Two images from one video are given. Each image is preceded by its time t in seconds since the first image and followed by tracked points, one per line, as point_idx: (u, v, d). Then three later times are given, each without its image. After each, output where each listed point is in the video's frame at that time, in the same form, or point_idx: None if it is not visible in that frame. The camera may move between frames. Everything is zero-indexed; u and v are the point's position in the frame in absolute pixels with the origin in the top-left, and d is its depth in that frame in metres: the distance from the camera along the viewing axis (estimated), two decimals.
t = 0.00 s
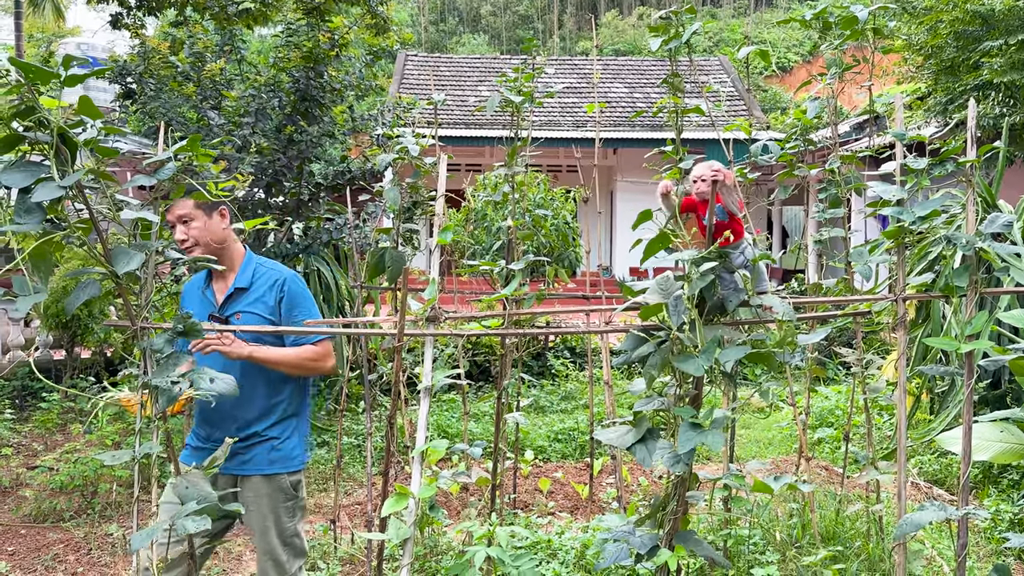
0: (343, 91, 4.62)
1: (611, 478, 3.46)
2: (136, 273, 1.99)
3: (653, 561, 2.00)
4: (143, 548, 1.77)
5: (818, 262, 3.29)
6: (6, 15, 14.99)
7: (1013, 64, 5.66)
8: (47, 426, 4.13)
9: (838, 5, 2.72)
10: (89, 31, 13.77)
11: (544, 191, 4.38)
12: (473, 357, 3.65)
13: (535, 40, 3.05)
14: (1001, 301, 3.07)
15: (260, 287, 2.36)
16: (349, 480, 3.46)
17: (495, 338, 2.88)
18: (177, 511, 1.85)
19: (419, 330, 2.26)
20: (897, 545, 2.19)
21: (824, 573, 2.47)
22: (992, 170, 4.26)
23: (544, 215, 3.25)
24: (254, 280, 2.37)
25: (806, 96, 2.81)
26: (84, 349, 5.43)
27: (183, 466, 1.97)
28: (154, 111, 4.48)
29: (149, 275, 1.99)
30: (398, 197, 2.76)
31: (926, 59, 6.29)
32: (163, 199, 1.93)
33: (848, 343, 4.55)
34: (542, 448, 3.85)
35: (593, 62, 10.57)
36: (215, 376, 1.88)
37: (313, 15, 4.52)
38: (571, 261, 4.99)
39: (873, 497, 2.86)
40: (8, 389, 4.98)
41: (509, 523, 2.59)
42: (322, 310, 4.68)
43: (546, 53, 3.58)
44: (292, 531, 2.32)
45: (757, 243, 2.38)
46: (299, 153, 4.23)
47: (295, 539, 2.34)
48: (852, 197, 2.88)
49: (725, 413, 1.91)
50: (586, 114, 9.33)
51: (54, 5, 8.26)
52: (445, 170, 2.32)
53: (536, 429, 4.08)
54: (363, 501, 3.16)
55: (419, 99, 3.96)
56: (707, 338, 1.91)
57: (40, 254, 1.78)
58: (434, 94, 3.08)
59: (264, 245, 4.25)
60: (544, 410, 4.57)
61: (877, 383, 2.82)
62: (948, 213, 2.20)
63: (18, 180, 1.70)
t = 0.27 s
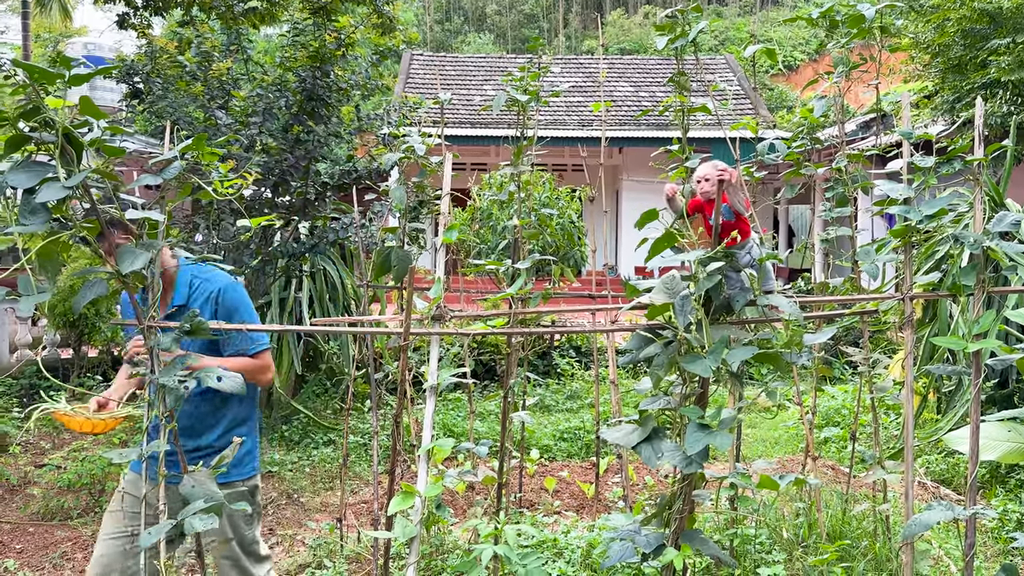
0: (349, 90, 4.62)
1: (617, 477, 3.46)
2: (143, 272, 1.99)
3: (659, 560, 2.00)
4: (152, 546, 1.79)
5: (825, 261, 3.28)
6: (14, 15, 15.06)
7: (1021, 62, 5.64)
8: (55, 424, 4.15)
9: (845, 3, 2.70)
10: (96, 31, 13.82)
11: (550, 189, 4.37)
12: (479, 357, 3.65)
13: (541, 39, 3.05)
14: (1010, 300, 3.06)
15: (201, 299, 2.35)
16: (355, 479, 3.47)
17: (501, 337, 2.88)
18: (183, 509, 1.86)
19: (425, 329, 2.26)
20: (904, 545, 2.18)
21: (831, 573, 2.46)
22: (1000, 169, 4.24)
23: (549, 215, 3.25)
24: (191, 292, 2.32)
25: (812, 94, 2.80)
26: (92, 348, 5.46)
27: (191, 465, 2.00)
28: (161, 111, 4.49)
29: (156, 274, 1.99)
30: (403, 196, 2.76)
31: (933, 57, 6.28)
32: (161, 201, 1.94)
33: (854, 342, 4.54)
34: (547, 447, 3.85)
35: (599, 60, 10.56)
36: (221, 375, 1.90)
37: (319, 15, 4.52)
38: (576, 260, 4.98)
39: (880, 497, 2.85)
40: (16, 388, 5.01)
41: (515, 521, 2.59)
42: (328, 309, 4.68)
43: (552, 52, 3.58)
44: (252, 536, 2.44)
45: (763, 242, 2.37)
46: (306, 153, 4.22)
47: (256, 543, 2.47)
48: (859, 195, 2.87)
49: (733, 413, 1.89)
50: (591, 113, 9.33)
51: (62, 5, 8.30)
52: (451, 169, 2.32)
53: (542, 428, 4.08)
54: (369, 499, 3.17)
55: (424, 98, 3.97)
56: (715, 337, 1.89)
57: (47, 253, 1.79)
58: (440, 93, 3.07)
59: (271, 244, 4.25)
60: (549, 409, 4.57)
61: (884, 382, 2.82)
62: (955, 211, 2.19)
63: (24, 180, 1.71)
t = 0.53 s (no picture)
0: (359, 90, 4.63)
1: (627, 476, 3.45)
2: (157, 271, 2.00)
3: (670, 559, 2.00)
4: (167, 543, 1.81)
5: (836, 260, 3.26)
6: (25, 16, 15.13)
7: None
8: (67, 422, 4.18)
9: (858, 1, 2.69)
10: (108, 31, 13.91)
11: (560, 188, 4.37)
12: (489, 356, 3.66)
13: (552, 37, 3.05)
14: None
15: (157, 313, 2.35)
16: (365, 477, 3.48)
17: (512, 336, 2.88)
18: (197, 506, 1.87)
19: (436, 328, 2.26)
20: (917, 545, 2.17)
21: (842, 572, 2.46)
22: (1015, 167, 4.22)
23: (560, 214, 3.25)
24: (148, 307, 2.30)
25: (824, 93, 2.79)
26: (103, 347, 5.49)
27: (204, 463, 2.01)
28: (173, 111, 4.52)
29: (170, 273, 2.00)
30: (414, 195, 2.77)
31: (945, 55, 6.25)
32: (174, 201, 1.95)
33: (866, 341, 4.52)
34: (557, 446, 3.85)
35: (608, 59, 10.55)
36: (233, 374, 1.91)
37: (330, 15, 4.53)
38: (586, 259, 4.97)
39: (892, 496, 2.83)
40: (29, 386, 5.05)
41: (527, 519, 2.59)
42: (338, 308, 4.69)
43: (564, 51, 3.58)
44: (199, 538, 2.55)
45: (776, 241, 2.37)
46: (317, 153, 4.21)
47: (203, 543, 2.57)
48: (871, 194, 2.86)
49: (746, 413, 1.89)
50: (601, 112, 9.32)
51: (74, 6, 8.36)
52: (463, 168, 2.32)
53: (551, 427, 4.08)
54: (380, 498, 3.18)
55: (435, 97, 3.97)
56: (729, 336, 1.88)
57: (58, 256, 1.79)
58: (451, 92, 3.07)
59: (281, 243, 4.27)
60: (559, 409, 4.57)
61: (896, 381, 2.81)
62: (970, 210, 2.17)
63: (40, 179, 1.72)
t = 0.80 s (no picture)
0: (373, 89, 4.64)
1: (641, 476, 3.45)
2: (176, 269, 2.02)
3: (687, 558, 2.00)
4: (185, 539, 1.81)
5: (852, 259, 3.25)
6: (41, 16, 15.26)
7: None
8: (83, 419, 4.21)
9: None
10: (123, 32, 14.00)
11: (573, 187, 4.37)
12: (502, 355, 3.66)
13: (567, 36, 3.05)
14: None
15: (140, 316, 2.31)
16: (379, 475, 3.48)
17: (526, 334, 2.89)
18: (216, 502, 1.88)
19: (452, 326, 2.27)
20: (936, 546, 2.15)
21: (858, 572, 2.44)
22: None
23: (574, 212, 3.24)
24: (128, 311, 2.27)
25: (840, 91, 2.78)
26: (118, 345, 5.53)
27: (222, 459, 2.02)
28: (188, 110, 4.54)
29: (189, 271, 2.02)
30: (428, 194, 2.77)
31: (961, 52, 6.20)
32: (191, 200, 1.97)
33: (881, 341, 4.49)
34: (570, 445, 3.85)
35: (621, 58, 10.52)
36: (251, 371, 1.92)
37: (344, 14, 4.53)
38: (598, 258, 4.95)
39: (909, 497, 2.82)
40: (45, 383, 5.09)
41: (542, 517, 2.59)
42: (351, 307, 4.71)
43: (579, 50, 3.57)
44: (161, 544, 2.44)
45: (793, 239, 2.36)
46: (332, 152, 4.23)
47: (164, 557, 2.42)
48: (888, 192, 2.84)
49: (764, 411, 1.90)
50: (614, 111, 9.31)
51: (89, 6, 8.42)
52: (479, 165, 2.33)
53: (564, 426, 4.08)
54: (394, 496, 3.18)
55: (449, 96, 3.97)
56: (748, 335, 1.89)
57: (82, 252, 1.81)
58: (465, 91, 3.08)
59: (295, 242, 4.29)
60: (572, 408, 4.57)
61: (913, 381, 2.79)
62: (990, 209, 2.16)
63: (62, 178, 1.73)
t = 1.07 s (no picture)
0: (391, 88, 4.65)
1: (658, 475, 3.44)
2: (197, 267, 2.04)
3: (707, 557, 1.99)
4: (207, 535, 1.82)
5: (871, 257, 3.22)
6: (62, 16, 15.42)
7: None
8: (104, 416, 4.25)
9: None
10: (141, 31, 14.13)
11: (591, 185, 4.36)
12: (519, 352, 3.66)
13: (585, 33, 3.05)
14: None
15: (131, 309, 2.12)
16: (396, 473, 3.50)
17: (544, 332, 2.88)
18: (236, 499, 1.89)
19: (472, 323, 2.27)
20: (959, 546, 2.13)
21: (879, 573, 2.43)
22: None
23: (592, 210, 3.24)
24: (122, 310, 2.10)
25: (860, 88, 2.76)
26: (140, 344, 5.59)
27: (242, 456, 2.03)
28: (209, 109, 4.58)
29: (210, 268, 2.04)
30: (446, 192, 2.78)
31: (984, 49, 6.12)
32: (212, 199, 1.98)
33: (902, 340, 4.45)
34: (587, 444, 3.84)
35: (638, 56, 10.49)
36: (272, 368, 1.93)
37: (363, 12, 4.53)
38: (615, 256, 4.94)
39: (931, 497, 2.79)
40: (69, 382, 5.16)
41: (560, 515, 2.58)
42: (368, 305, 4.72)
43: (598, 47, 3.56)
44: None
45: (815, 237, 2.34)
46: (350, 151, 4.25)
47: None
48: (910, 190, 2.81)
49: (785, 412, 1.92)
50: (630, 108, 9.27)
51: (110, 6, 8.50)
52: (497, 162, 2.32)
53: (581, 425, 4.07)
54: (411, 493, 3.20)
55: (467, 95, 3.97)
56: (771, 337, 1.90)
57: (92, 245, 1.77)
58: (483, 88, 3.08)
59: (313, 240, 4.31)
60: (589, 406, 4.56)
61: (935, 380, 2.76)
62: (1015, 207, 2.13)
63: (84, 176, 1.74)
